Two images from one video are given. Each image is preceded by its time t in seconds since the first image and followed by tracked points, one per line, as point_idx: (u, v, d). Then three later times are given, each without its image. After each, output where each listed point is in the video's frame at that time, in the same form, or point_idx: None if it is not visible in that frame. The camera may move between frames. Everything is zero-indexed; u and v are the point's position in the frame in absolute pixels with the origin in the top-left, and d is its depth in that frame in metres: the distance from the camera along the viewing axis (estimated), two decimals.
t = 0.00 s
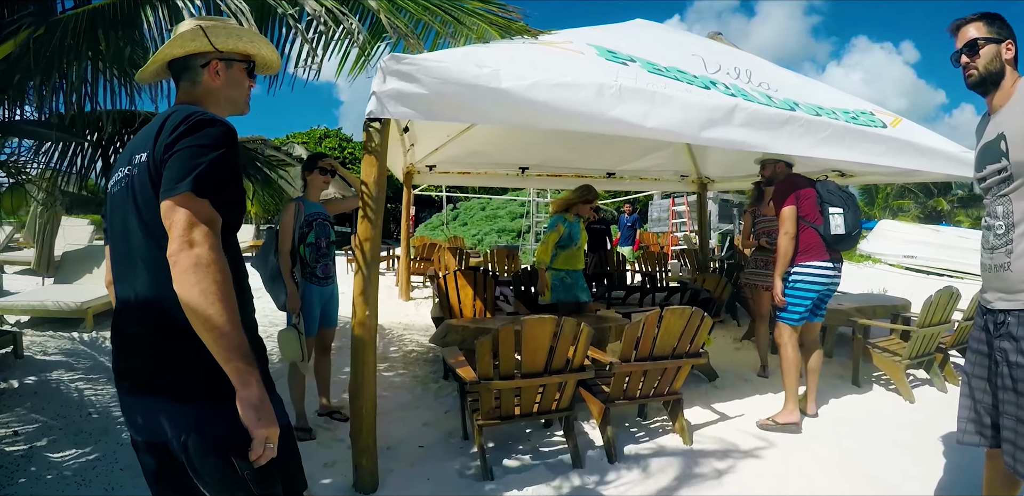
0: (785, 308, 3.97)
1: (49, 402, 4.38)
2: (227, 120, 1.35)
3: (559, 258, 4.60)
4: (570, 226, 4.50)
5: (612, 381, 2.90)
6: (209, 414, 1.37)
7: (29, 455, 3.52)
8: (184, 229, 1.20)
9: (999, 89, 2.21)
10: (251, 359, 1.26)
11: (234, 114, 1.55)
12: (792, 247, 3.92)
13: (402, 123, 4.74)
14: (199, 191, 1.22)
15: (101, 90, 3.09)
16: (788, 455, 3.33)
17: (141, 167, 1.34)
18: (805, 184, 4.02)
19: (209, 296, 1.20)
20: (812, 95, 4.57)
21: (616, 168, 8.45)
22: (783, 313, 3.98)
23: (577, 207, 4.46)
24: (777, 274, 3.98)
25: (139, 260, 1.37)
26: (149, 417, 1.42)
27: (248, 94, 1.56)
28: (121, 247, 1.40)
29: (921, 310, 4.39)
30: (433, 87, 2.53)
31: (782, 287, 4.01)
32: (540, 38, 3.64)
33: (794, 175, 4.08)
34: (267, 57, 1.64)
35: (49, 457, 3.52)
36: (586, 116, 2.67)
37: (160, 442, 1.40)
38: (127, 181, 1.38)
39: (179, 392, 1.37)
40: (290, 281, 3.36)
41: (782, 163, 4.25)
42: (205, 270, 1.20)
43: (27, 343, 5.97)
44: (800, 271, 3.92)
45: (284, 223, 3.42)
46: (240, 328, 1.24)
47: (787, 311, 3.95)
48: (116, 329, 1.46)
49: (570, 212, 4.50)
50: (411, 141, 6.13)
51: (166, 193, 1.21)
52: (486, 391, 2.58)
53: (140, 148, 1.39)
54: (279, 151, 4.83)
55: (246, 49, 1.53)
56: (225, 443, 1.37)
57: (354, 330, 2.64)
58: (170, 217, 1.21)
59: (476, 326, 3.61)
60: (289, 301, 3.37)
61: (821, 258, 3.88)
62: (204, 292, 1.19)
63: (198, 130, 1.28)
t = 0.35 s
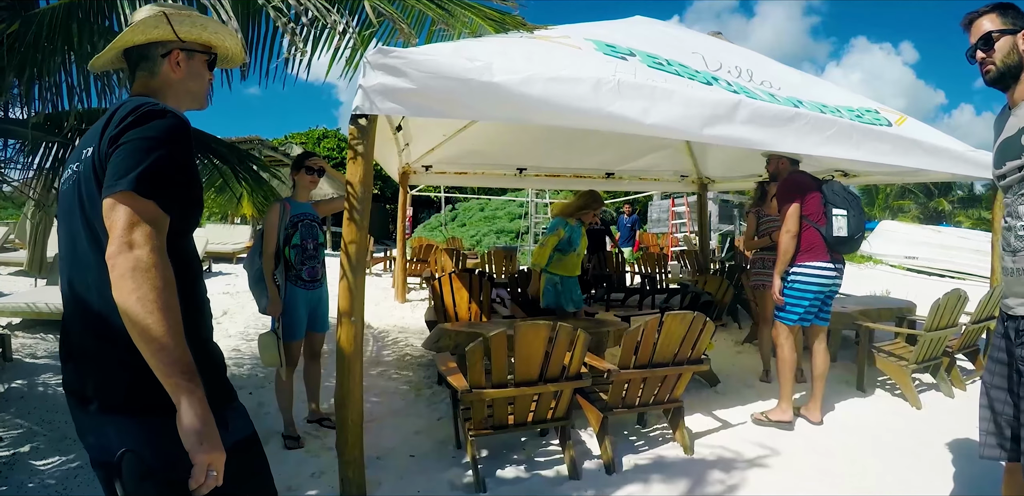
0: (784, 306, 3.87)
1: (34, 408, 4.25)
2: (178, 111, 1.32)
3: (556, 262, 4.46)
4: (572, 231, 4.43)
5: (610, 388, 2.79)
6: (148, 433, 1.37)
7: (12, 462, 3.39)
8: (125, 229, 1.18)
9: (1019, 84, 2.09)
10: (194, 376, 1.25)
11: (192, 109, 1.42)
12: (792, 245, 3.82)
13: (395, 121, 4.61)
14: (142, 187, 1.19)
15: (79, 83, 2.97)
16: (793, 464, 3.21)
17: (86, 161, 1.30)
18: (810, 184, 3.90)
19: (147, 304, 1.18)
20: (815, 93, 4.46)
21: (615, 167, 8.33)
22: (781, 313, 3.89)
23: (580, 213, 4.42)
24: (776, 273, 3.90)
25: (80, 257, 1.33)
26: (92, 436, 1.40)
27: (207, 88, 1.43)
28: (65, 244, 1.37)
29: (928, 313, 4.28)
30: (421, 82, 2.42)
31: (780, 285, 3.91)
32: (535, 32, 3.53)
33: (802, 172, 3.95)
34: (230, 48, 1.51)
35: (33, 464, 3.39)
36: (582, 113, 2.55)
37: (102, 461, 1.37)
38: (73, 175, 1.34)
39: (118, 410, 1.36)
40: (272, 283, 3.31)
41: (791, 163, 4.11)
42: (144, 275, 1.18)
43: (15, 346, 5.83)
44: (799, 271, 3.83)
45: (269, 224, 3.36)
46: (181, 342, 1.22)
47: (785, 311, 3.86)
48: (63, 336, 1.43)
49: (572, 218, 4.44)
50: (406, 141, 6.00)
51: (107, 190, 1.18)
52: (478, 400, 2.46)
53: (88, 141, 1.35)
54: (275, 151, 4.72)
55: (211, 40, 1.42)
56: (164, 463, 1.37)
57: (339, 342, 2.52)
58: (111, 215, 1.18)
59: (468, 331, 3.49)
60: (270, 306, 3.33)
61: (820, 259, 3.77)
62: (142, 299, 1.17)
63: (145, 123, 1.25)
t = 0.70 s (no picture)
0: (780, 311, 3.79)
1: (22, 411, 4.16)
2: (136, 104, 1.27)
3: (554, 268, 4.37)
4: (573, 242, 4.30)
5: (609, 394, 2.70)
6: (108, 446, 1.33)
7: None
8: (79, 234, 1.13)
9: None
10: (156, 392, 1.21)
11: (155, 98, 1.39)
12: (784, 249, 3.76)
13: (389, 119, 4.52)
14: (96, 188, 1.14)
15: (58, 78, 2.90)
16: (796, 469, 3.12)
17: (40, 159, 1.25)
18: (808, 186, 3.80)
19: (103, 316, 1.14)
20: (819, 91, 4.38)
21: (614, 168, 8.23)
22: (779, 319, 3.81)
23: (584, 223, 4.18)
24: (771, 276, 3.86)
25: (35, 261, 1.28)
26: (53, 448, 1.36)
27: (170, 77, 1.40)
28: (18, 246, 1.31)
29: (934, 316, 4.19)
30: (411, 76, 2.33)
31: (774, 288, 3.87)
32: (532, 27, 3.45)
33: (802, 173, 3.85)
34: (193, 33, 1.49)
35: (17, 469, 3.28)
36: (579, 108, 2.46)
37: (65, 473, 1.34)
38: (26, 173, 1.29)
39: (78, 423, 1.32)
40: (254, 285, 3.26)
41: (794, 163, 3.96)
42: (99, 284, 1.14)
43: (6, 348, 5.73)
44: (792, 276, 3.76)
45: (256, 225, 3.30)
46: (141, 356, 1.19)
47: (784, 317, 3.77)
48: (21, 345, 1.37)
49: (577, 227, 4.22)
50: (401, 140, 5.90)
51: (60, 192, 1.13)
52: (471, 408, 2.36)
53: (42, 136, 1.29)
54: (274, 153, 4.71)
55: (172, 26, 1.39)
56: (123, 476, 1.35)
57: (327, 348, 2.43)
58: (64, 220, 1.13)
59: (463, 335, 3.40)
60: (252, 308, 3.29)
61: (815, 263, 3.69)
62: (97, 311, 1.14)
63: (100, 119, 1.20)
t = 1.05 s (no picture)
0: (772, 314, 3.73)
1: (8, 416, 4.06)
2: (91, 90, 1.19)
3: (549, 279, 4.23)
4: (571, 253, 4.15)
5: (608, 397, 2.60)
6: (74, 456, 1.24)
7: None
8: (31, 232, 1.05)
9: None
10: (123, 401, 1.12)
11: (116, 84, 1.36)
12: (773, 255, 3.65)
13: (383, 116, 4.42)
14: (49, 181, 1.06)
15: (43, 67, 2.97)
16: (800, 474, 3.02)
17: None
18: (801, 190, 3.68)
19: (59, 321, 1.05)
20: (823, 87, 4.29)
21: (613, 167, 8.15)
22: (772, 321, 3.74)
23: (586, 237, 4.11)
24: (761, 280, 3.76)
25: None
26: (16, 456, 1.28)
27: (132, 61, 1.38)
28: None
29: (941, 316, 4.11)
30: (402, 68, 2.24)
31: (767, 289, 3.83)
32: (530, 20, 3.36)
33: (798, 174, 3.72)
34: (159, 16, 1.44)
35: None
36: (576, 102, 2.37)
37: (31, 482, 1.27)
38: None
39: (39, 431, 1.24)
40: (240, 285, 3.20)
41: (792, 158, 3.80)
42: (55, 288, 1.05)
43: None
44: (784, 280, 3.69)
45: (246, 223, 3.24)
46: (106, 362, 1.10)
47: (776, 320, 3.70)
48: None
49: (580, 241, 4.14)
50: (398, 138, 5.80)
51: (9, 186, 1.04)
52: (464, 413, 2.26)
53: None
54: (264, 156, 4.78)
55: (135, 7, 1.34)
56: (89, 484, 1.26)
57: (314, 351, 2.35)
58: (15, 217, 1.05)
59: (458, 337, 3.30)
60: (238, 308, 3.22)
61: (804, 268, 3.62)
62: (53, 317, 1.05)
63: (54, 105, 1.12)
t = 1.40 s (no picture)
0: (773, 317, 3.61)
1: None
2: (34, 71, 1.09)
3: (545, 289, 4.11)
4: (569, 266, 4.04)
5: (607, 403, 2.49)
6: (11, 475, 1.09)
7: None
8: None
9: None
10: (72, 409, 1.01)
11: (67, 70, 1.28)
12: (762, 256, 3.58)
13: (376, 112, 4.31)
14: None
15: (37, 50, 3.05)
16: (806, 481, 2.91)
17: None
18: (793, 190, 3.56)
19: None
20: (827, 82, 4.19)
21: (612, 165, 8.03)
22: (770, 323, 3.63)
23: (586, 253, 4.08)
24: (752, 280, 3.64)
25: None
26: None
27: (84, 46, 1.30)
28: None
29: (949, 318, 4.00)
30: (390, 58, 2.13)
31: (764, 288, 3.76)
32: (527, 11, 3.26)
33: (792, 174, 3.59)
34: None
35: None
36: (573, 93, 2.26)
37: None
38: None
39: None
40: (228, 285, 3.10)
41: (787, 153, 3.69)
42: None
43: None
44: (778, 281, 3.60)
45: (233, 220, 3.13)
46: (53, 367, 1.00)
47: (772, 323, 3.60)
48: None
49: (580, 256, 4.08)
50: (393, 135, 5.68)
51: None
52: (455, 420, 2.15)
53: None
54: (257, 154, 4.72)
55: None
56: None
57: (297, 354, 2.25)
58: None
59: (452, 340, 3.19)
60: (228, 309, 3.15)
61: (793, 268, 3.53)
62: None
63: None
